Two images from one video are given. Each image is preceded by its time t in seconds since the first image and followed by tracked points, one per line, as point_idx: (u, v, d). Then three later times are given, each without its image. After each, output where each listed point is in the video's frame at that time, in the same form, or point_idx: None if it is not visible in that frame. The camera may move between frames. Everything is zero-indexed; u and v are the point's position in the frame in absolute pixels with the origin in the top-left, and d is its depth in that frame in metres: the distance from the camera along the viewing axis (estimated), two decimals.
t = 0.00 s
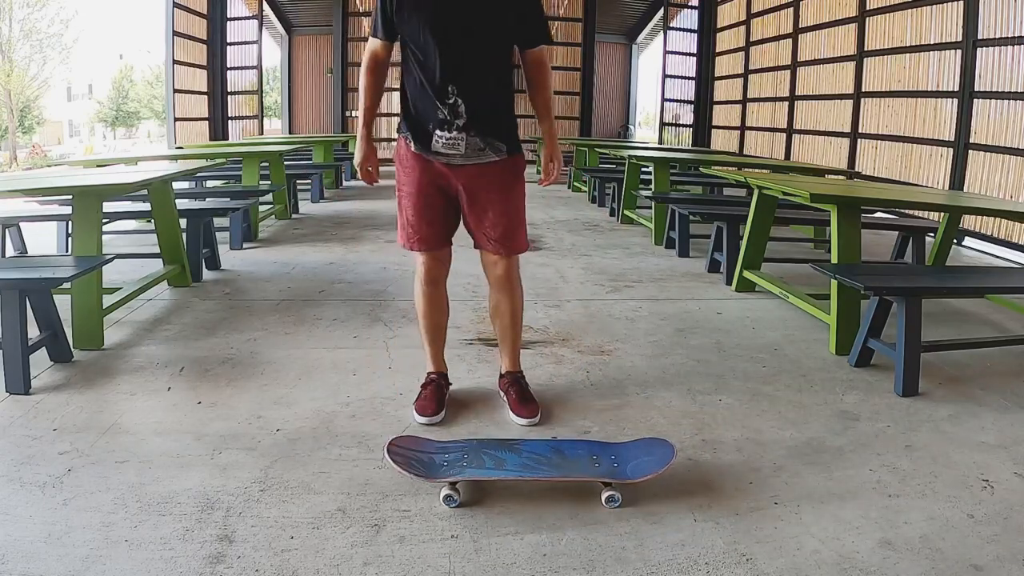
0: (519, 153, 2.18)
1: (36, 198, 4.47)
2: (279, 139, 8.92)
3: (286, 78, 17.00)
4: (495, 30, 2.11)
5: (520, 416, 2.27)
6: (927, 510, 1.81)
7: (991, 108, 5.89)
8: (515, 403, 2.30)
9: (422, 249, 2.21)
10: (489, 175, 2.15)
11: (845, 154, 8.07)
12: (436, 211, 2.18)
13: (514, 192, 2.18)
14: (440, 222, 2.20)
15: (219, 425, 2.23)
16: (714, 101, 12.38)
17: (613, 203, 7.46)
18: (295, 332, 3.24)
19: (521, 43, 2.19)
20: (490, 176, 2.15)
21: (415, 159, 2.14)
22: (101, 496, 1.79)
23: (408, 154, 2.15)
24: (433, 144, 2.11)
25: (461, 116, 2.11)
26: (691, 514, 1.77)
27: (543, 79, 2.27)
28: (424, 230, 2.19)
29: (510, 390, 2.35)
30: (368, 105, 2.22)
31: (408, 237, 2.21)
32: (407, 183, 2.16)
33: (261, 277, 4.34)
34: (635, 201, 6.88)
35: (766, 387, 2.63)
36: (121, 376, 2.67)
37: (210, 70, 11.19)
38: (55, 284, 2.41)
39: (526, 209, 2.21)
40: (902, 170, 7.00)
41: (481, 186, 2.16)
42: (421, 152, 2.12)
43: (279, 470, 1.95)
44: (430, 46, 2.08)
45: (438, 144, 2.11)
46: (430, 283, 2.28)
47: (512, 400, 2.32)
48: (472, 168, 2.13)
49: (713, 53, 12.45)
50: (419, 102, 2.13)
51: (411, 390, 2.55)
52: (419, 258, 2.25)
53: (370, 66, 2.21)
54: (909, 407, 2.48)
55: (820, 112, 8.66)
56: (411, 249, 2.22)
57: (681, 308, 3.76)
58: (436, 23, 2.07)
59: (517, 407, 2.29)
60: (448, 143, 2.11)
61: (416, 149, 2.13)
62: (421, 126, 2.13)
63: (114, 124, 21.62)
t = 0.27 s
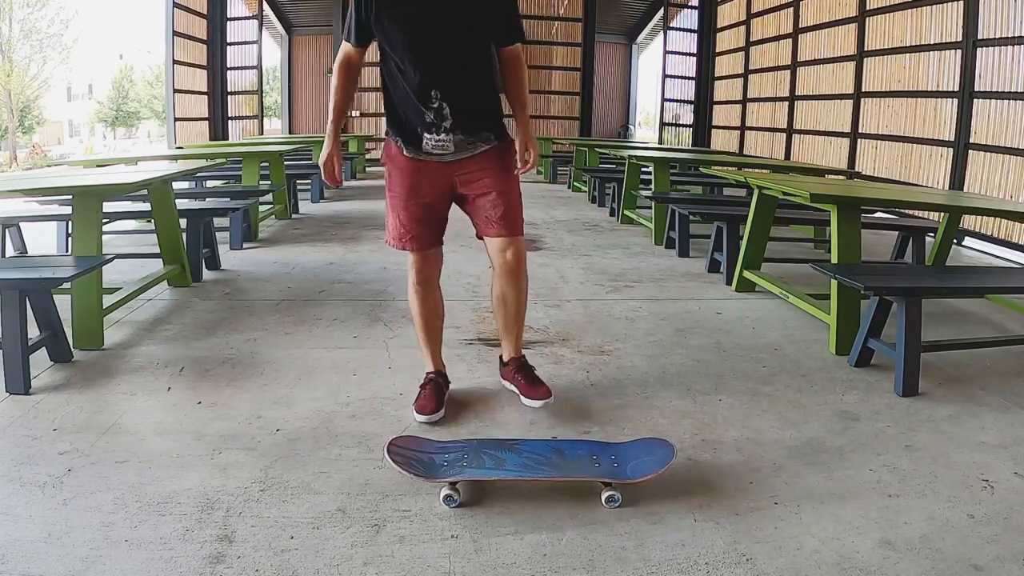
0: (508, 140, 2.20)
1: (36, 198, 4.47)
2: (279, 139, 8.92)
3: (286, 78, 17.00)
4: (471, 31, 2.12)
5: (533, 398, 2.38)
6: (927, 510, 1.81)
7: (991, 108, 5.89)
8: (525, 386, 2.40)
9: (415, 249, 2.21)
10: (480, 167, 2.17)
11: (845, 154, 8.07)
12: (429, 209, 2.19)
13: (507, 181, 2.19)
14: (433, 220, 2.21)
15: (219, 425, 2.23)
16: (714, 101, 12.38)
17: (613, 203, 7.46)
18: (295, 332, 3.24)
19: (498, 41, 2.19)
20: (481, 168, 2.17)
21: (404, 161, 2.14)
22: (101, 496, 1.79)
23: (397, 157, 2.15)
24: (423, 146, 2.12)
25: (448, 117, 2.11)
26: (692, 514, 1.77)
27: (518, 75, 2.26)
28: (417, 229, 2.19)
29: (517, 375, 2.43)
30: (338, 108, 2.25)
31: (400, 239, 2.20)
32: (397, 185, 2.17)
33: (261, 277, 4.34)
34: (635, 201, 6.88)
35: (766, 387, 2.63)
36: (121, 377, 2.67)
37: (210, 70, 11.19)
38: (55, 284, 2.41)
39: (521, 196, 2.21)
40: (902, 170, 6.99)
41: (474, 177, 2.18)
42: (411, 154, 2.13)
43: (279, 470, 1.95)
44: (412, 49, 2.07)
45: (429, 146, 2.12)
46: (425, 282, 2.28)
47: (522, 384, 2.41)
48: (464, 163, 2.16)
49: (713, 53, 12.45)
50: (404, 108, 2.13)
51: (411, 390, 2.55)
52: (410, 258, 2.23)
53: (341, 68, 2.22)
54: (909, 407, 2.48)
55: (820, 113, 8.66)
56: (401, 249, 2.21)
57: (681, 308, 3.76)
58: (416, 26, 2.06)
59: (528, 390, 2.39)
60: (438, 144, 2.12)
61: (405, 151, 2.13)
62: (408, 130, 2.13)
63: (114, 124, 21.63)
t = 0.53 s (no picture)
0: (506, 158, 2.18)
1: (36, 198, 4.47)
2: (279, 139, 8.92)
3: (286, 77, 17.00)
4: (461, 60, 2.11)
5: (538, 413, 2.28)
6: (927, 510, 1.81)
7: (991, 107, 5.89)
8: (530, 402, 2.31)
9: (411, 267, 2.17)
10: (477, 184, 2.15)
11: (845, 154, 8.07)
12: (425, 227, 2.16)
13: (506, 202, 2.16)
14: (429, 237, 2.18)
15: (219, 425, 2.23)
16: (714, 101, 12.38)
17: (613, 203, 7.46)
18: (295, 332, 3.24)
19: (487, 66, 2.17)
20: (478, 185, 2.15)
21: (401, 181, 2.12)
22: (101, 496, 1.79)
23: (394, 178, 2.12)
24: (421, 170, 2.10)
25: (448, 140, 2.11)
26: (692, 514, 1.77)
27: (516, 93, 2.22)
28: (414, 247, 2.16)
29: (522, 391, 2.34)
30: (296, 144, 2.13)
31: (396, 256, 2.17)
32: (393, 205, 2.14)
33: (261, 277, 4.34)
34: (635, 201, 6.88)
35: (766, 387, 2.63)
36: (121, 377, 2.67)
37: (210, 70, 11.19)
38: (55, 284, 2.41)
39: (520, 212, 2.19)
40: (902, 170, 6.99)
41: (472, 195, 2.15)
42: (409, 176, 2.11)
43: (279, 470, 1.95)
44: (401, 71, 2.07)
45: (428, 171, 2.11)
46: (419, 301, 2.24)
47: (527, 400, 2.32)
48: (461, 181, 2.13)
49: (713, 53, 12.45)
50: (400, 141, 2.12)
51: (411, 390, 2.55)
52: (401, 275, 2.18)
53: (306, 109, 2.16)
54: (909, 407, 2.48)
55: (820, 112, 8.66)
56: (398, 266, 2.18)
57: (681, 308, 3.76)
58: (403, 58, 2.06)
59: (533, 406, 2.29)
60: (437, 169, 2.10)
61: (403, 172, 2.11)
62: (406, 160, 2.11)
63: (114, 124, 21.64)
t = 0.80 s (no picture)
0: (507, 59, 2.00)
1: (36, 198, 4.47)
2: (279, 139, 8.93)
3: (286, 78, 17.00)
4: None
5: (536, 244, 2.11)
6: (927, 510, 1.81)
7: (991, 107, 5.89)
8: (525, 232, 2.09)
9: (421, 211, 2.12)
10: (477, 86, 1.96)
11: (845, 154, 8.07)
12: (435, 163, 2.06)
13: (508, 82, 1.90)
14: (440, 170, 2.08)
15: (219, 425, 2.23)
16: (714, 101, 12.38)
17: (613, 203, 7.46)
18: (295, 332, 3.24)
19: None
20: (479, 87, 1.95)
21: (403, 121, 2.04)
22: (102, 496, 1.79)
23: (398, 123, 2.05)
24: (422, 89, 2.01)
25: (446, 93, 2.00)
26: (692, 514, 1.77)
27: None
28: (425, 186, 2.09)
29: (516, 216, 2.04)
30: None
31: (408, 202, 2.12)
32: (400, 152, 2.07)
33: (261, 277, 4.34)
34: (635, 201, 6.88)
35: (766, 387, 2.63)
36: (121, 376, 2.67)
37: (210, 70, 11.19)
38: (54, 284, 2.41)
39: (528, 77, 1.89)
40: (902, 170, 7.00)
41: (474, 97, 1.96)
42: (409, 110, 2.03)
43: (279, 470, 1.95)
44: None
45: (430, 88, 2.00)
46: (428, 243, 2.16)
47: (525, 229, 2.08)
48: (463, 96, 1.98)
49: (713, 53, 12.44)
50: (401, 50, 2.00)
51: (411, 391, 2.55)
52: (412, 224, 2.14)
53: None
54: (909, 407, 2.48)
55: (820, 112, 8.66)
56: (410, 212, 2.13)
57: (681, 308, 3.76)
58: None
59: (529, 237, 2.10)
60: (438, 87, 2.00)
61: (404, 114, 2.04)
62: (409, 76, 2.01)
63: (114, 124, 21.64)
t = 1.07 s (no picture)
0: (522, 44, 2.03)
1: (36, 198, 4.47)
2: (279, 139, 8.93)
3: (286, 77, 17.00)
4: None
5: (545, 260, 2.22)
6: (927, 510, 1.81)
7: (991, 107, 5.89)
8: (535, 244, 2.20)
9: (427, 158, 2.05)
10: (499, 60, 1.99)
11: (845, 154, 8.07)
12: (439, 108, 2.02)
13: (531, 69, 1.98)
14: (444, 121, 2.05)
15: (219, 425, 2.23)
16: (714, 101, 12.37)
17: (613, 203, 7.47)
18: (295, 332, 3.24)
19: None
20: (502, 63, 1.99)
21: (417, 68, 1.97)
22: (101, 496, 1.79)
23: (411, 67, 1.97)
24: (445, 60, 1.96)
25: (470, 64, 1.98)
26: (692, 514, 1.77)
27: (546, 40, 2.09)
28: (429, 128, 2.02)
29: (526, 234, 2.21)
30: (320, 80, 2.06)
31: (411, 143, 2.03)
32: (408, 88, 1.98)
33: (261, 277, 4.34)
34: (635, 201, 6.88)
35: (766, 387, 2.63)
36: (121, 376, 2.67)
37: (210, 70, 11.19)
38: (55, 284, 2.41)
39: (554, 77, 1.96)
40: (902, 170, 7.00)
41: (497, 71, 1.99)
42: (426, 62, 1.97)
43: (279, 470, 1.95)
44: None
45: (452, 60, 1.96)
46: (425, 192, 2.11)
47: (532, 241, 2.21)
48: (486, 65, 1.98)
49: (713, 53, 12.44)
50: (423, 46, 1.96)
51: (411, 391, 2.55)
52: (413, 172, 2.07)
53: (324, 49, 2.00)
54: (909, 408, 2.48)
55: (820, 112, 8.66)
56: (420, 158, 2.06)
57: (681, 308, 3.76)
58: None
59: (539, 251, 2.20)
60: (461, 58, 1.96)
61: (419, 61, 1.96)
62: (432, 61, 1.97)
63: (114, 124, 21.64)
